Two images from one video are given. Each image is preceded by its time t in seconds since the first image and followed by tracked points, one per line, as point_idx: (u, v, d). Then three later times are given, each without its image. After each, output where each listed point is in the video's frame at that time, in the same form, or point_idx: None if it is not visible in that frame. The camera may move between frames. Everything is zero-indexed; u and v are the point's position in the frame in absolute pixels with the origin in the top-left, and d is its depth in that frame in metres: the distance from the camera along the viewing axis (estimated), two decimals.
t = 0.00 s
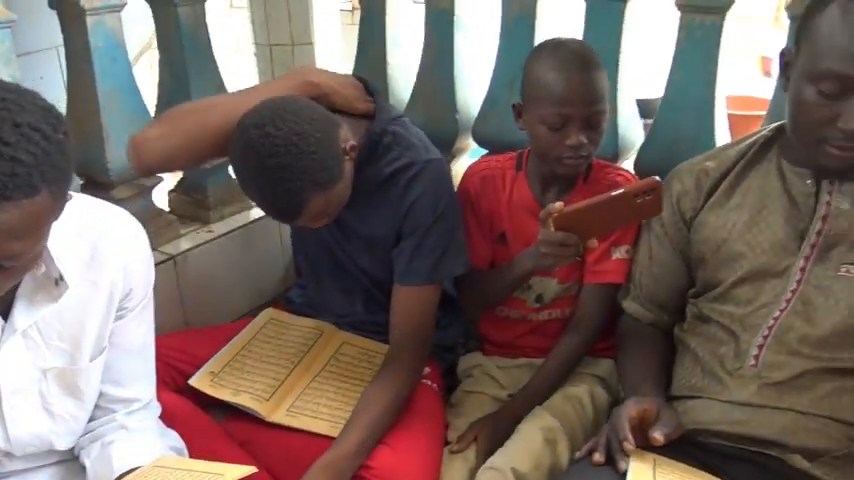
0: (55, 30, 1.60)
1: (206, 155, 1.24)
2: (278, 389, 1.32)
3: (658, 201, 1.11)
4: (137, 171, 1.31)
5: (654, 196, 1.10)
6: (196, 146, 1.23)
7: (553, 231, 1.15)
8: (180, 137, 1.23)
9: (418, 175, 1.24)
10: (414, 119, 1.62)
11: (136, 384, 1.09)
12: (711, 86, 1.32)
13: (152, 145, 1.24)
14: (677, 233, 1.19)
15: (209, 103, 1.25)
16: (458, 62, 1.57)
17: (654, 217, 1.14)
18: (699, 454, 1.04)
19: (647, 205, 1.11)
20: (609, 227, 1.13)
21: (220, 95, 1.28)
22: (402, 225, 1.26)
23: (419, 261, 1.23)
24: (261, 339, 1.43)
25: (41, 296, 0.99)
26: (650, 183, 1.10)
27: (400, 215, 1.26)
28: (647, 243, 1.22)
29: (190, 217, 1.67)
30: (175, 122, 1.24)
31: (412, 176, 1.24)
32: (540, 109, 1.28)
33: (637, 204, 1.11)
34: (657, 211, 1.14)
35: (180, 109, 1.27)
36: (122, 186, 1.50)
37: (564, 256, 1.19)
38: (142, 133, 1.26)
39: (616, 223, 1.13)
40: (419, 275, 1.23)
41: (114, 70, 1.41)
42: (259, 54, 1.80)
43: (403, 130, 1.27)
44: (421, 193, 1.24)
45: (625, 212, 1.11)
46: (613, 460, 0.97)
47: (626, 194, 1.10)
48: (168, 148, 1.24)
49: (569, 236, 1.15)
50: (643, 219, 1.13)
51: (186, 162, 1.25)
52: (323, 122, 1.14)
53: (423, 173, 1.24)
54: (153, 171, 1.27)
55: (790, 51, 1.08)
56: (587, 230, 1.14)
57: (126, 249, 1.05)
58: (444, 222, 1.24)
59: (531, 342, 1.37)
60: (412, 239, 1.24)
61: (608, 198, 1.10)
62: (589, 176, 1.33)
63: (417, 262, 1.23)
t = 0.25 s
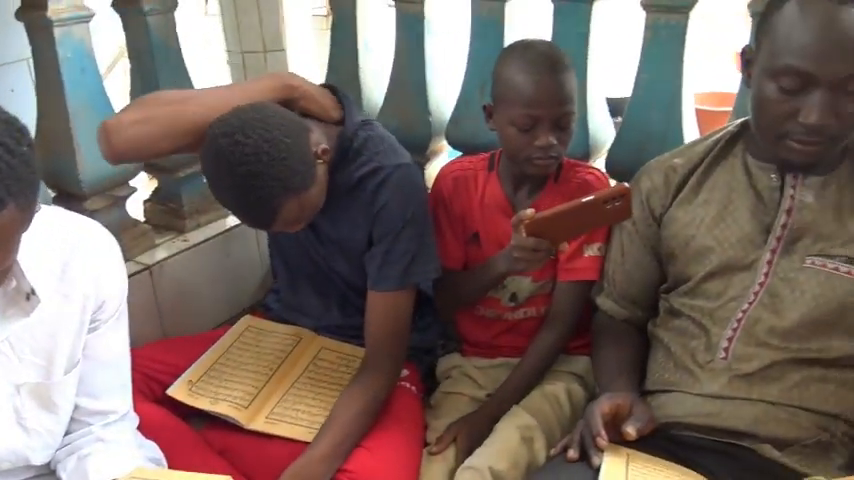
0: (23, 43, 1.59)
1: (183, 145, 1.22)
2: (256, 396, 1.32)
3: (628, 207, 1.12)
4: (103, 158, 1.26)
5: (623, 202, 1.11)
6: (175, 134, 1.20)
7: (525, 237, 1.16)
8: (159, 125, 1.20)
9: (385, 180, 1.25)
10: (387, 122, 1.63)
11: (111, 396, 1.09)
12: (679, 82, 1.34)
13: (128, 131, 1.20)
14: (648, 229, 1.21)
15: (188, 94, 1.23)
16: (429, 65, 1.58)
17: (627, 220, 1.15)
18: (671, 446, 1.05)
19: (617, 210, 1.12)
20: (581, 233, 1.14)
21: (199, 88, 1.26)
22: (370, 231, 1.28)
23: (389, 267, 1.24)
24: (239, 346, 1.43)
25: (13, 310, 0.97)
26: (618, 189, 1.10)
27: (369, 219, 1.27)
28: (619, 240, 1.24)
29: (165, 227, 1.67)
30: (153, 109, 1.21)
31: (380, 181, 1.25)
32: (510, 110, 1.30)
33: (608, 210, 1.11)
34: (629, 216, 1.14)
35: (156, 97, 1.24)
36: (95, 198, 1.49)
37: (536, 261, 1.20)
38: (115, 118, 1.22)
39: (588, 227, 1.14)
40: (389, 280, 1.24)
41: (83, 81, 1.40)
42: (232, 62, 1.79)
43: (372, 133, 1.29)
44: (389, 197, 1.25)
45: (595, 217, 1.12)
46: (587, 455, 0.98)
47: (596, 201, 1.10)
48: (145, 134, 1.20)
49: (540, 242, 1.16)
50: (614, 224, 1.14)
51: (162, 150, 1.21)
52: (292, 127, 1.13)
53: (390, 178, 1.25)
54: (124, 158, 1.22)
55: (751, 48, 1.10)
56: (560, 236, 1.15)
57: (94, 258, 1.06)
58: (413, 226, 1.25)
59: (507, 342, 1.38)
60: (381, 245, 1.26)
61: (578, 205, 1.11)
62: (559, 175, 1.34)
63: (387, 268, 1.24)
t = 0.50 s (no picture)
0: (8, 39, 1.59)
1: (168, 139, 1.23)
2: (236, 393, 1.33)
3: (603, 213, 1.12)
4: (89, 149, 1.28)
5: (598, 209, 1.11)
6: (159, 129, 1.21)
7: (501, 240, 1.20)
8: (145, 119, 1.21)
9: (361, 180, 1.26)
10: (372, 124, 1.65)
11: (89, 391, 1.10)
12: (658, 90, 1.36)
13: (113, 124, 1.21)
14: (624, 232, 1.22)
15: (175, 89, 1.25)
16: (414, 67, 1.60)
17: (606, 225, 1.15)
18: (642, 446, 1.07)
19: (593, 217, 1.12)
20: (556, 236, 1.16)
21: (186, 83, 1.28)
22: (348, 230, 1.29)
23: (366, 267, 1.25)
24: (221, 344, 1.44)
25: None
26: (593, 197, 1.11)
27: (347, 218, 1.28)
28: (596, 244, 1.25)
29: (150, 224, 1.68)
30: (139, 104, 1.23)
31: (355, 182, 1.26)
32: (489, 113, 1.32)
33: (583, 216, 1.12)
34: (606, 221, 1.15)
35: (143, 91, 1.25)
36: (79, 195, 1.50)
37: (511, 263, 1.24)
38: (99, 110, 1.23)
39: (563, 231, 1.16)
40: (365, 280, 1.25)
41: (68, 79, 1.41)
42: (219, 62, 1.81)
43: (352, 133, 1.30)
44: (368, 197, 1.26)
45: (570, 223, 1.14)
46: (557, 454, 0.99)
47: (569, 208, 1.11)
48: (130, 128, 1.21)
49: (516, 246, 1.20)
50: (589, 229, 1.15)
51: (146, 144, 1.23)
52: (277, 123, 1.15)
53: (366, 179, 1.26)
54: (109, 150, 1.24)
55: (726, 55, 1.12)
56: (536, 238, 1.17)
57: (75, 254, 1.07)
58: (388, 226, 1.26)
59: (487, 342, 1.39)
60: (358, 245, 1.27)
61: (551, 211, 1.12)
62: (539, 177, 1.37)
63: (364, 268, 1.25)
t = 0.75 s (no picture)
0: None
1: (149, 148, 1.24)
2: (218, 397, 1.34)
3: (574, 213, 1.14)
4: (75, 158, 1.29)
5: (569, 209, 1.14)
6: (139, 138, 1.22)
7: (473, 239, 1.24)
8: (126, 128, 1.22)
9: (335, 183, 1.28)
10: (353, 128, 1.67)
11: (70, 395, 1.11)
12: (632, 90, 1.37)
13: (96, 134, 1.23)
14: (599, 232, 1.24)
15: (156, 97, 1.26)
16: (393, 71, 1.61)
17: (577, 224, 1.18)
18: (615, 442, 1.09)
19: (564, 216, 1.15)
20: (528, 235, 1.19)
21: (168, 90, 1.28)
22: (325, 233, 1.31)
23: (343, 269, 1.27)
24: (203, 348, 1.45)
25: None
26: (564, 197, 1.13)
27: (324, 222, 1.30)
28: (571, 244, 1.27)
29: (133, 230, 1.69)
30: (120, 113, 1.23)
31: (330, 186, 1.28)
32: (465, 116, 1.34)
33: (554, 216, 1.15)
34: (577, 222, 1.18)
35: (126, 99, 1.26)
36: (61, 201, 1.51)
37: (483, 263, 1.27)
38: (84, 119, 1.25)
39: (536, 230, 1.19)
40: (343, 283, 1.27)
41: (48, 86, 1.42)
42: (201, 68, 1.83)
43: (326, 137, 1.31)
44: (343, 201, 1.27)
45: (541, 222, 1.17)
46: (531, 451, 1.01)
47: (540, 208, 1.14)
48: (112, 137, 1.22)
49: (488, 245, 1.23)
50: (561, 229, 1.18)
51: (129, 152, 1.24)
52: (256, 125, 1.16)
53: (341, 183, 1.27)
54: (94, 159, 1.25)
55: (693, 57, 1.14)
56: (509, 236, 1.20)
57: (59, 257, 1.09)
58: (363, 229, 1.27)
59: (467, 342, 1.42)
60: (334, 247, 1.28)
61: (524, 210, 1.15)
62: (515, 178, 1.40)
63: (341, 271, 1.27)
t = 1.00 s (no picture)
0: None
1: (127, 164, 1.25)
2: (200, 405, 1.35)
3: (548, 220, 1.18)
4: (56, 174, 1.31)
5: (543, 216, 1.17)
6: (118, 154, 1.23)
7: (450, 244, 1.26)
8: (104, 145, 1.23)
9: (314, 191, 1.30)
10: (333, 136, 1.69)
11: (51, 406, 1.12)
12: (606, 97, 1.40)
13: (75, 151, 1.24)
14: (573, 237, 1.26)
15: (135, 112, 1.27)
16: (372, 80, 1.63)
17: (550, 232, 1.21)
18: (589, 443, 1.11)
19: (537, 224, 1.18)
20: (502, 242, 1.22)
21: (147, 105, 1.29)
22: (304, 240, 1.32)
23: (322, 277, 1.28)
24: (185, 357, 1.46)
25: None
26: (537, 204, 1.16)
27: (303, 229, 1.32)
28: (547, 249, 1.29)
29: (115, 240, 1.70)
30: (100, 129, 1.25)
31: (309, 193, 1.30)
32: (442, 123, 1.36)
33: (528, 223, 1.18)
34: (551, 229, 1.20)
35: (105, 115, 1.27)
36: (41, 212, 1.51)
37: (459, 268, 1.30)
38: (64, 135, 1.26)
39: (510, 237, 1.21)
40: (323, 291, 1.28)
41: (28, 98, 1.43)
42: (182, 78, 1.84)
43: (304, 147, 1.33)
44: (321, 208, 1.29)
45: (516, 228, 1.19)
46: (505, 453, 1.03)
47: (516, 214, 1.17)
48: (92, 154, 1.24)
49: (464, 250, 1.25)
50: (535, 235, 1.20)
51: (108, 169, 1.25)
52: (242, 139, 1.17)
53: (320, 190, 1.29)
54: (74, 175, 1.27)
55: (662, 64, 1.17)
56: (484, 242, 1.22)
57: (39, 266, 1.10)
58: (342, 236, 1.29)
59: (446, 346, 1.44)
60: (314, 255, 1.30)
61: (498, 216, 1.17)
62: (491, 185, 1.42)
63: (321, 279, 1.28)
